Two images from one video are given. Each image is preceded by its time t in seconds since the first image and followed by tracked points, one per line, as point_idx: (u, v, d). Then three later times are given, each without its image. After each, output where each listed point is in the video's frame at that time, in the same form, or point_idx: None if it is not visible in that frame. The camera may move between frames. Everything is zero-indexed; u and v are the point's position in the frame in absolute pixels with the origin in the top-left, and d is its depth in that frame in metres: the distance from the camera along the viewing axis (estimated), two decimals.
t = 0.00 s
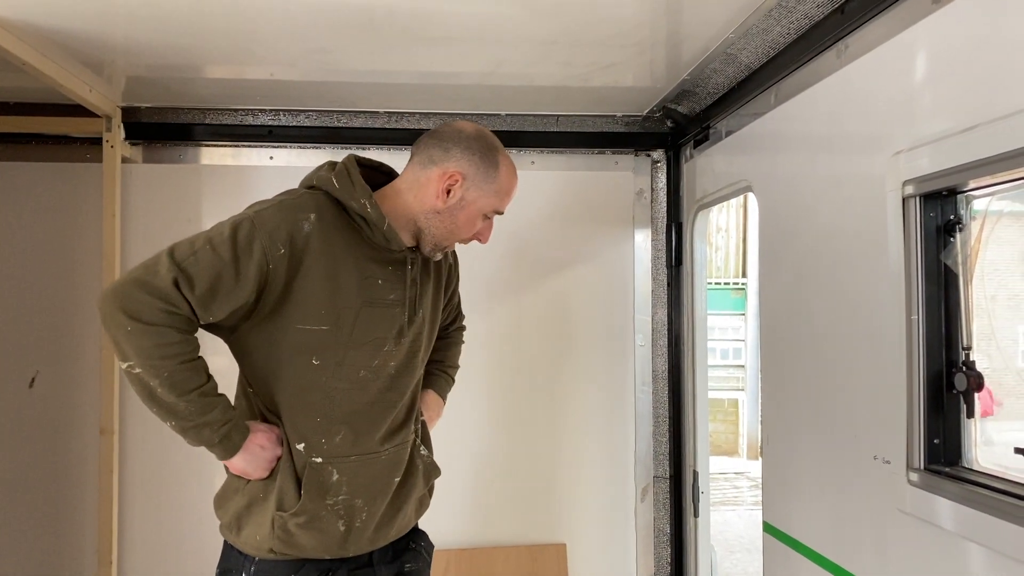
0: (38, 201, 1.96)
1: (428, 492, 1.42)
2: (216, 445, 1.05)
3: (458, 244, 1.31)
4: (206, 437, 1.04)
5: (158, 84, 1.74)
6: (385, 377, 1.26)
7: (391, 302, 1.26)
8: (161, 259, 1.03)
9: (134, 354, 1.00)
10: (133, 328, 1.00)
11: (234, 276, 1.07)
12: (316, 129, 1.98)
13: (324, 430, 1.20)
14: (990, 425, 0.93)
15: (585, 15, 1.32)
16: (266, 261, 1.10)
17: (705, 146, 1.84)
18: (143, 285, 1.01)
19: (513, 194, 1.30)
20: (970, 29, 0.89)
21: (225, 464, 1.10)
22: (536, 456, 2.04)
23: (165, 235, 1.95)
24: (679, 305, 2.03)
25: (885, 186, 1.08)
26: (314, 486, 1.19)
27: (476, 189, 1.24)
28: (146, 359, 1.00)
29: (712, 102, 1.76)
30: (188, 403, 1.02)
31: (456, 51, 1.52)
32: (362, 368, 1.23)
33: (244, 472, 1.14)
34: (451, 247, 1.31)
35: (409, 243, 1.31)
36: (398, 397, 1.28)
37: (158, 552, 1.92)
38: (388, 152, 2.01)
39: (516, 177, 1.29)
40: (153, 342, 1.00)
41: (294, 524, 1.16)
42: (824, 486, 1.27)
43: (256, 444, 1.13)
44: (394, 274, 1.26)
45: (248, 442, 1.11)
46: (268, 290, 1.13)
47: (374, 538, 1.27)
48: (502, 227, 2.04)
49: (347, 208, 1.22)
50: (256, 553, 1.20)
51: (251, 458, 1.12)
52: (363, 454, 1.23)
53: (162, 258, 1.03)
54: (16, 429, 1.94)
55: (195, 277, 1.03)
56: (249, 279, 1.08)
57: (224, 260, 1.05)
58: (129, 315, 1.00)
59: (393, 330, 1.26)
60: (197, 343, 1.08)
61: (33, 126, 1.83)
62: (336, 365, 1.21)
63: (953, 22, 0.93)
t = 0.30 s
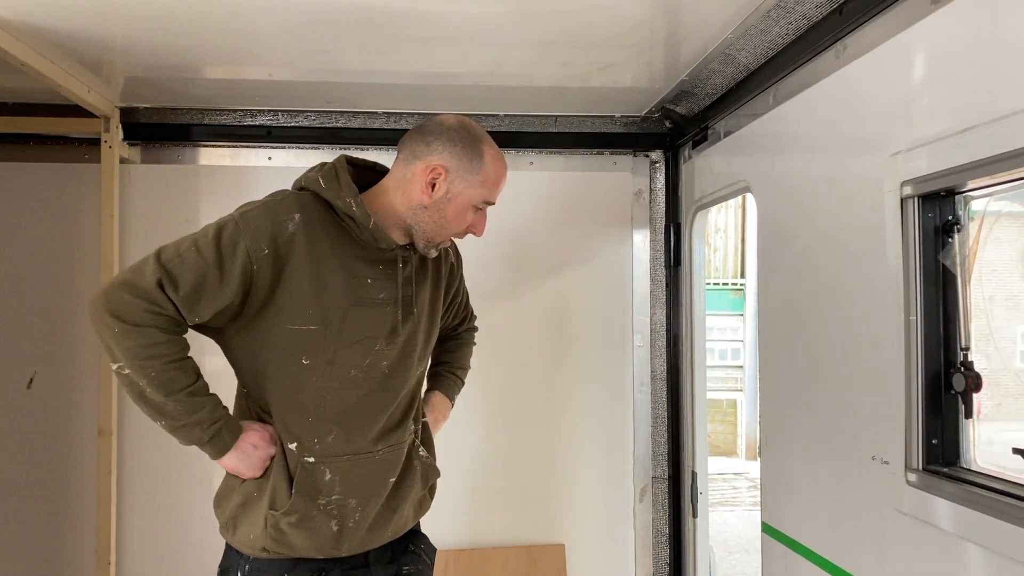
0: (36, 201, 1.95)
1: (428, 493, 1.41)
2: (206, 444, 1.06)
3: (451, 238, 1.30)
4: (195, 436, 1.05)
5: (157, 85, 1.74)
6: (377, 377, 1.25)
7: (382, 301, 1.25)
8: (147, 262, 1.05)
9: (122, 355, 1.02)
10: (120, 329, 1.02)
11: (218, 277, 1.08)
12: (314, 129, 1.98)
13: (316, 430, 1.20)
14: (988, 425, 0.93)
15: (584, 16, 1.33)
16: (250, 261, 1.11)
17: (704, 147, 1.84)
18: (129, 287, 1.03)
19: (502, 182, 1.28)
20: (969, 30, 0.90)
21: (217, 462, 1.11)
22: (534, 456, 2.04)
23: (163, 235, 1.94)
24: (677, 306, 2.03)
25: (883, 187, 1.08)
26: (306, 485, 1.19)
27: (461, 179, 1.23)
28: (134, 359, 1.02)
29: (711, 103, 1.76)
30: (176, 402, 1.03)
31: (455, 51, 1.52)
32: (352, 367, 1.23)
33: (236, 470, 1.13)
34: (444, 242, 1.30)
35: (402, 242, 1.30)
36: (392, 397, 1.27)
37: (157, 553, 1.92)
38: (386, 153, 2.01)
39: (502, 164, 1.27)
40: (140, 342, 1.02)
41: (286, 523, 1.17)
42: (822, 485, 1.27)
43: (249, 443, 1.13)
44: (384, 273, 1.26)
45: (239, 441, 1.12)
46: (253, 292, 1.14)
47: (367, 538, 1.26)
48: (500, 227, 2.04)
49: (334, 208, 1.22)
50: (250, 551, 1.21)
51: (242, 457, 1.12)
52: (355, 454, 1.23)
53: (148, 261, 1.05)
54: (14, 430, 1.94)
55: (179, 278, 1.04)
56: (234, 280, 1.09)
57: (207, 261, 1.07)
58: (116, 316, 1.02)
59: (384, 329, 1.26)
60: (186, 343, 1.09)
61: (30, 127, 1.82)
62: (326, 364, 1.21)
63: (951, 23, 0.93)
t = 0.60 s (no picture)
0: (35, 201, 1.95)
1: (428, 494, 1.41)
2: (198, 441, 1.08)
3: (436, 223, 1.26)
4: (186, 434, 1.06)
5: (155, 85, 1.74)
6: (370, 375, 1.25)
7: (374, 299, 1.25)
8: (138, 263, 1.08)
9: (114, 354, 1.04)
10: (111, 329, 1.04)
11: (206, 276, 1.10)
12: (313, 129, 1.97)
13: (311, 429, 1.20)
14: (985, 425, 0.93)
15: (583, 16, 1.33)
16: (238, 261, 1.12)
17: (702, 147, 1.84)
18: (120, 288, 1.05)
19: (480, 155, 1.23)
20: (966, 31, 0.90)
21: (211, 460, 1.12)
22: (533, 456, 2.04)
23: (162, 235, 1.94)
24: (676, 306, 2.04)
25: (881, 187, 1.08)
26: (300, 484, 1.19)
27: (430, 153, 1.21)
28: (125, 358, 1.04)
29: (709, 103, 1.76)
30: (167, 401, 1.05)
31: (454, 51, 1.52)
32: (345, 365, 1.23)
33: (231, 469, 1.15)
34: (431, 228, 1.27)
35: (392, 234, 1.30)
36: (387, 396, 1.27)
37: (156, 553, 1.92)
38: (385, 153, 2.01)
39: (475, 135, 1.23)
40: (131, 342, 1.04)
41: (280, 521, 1.17)
42: (820, 485, 1.27)
43: (242, 442, 1.15)
44: (376, 271, 1.26)
45: (233, 439, 1.13)
46: (243, 292, 1.15)
47: (361, 538, 1.25)
48: (499, 227, 2.04)
49: (323, 208, 1.23)
50: (246, 549, 1.21)
51: (236, 455, 1.14)
52: (350, 452, 1.23)
53: (139, 263, 1.08)
54: (13, 430, 1.93)
55: (167, 278, 1.06)
56: (222, 279, 1.10)
57: (196, 262, 1.08)
58: (106, 316, 1.04)
59: (377, 327, 1.25)
60: (178, 342, 1.11)
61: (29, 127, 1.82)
62: (318, 363, 1.21)
63: (949, 23, 0.93)
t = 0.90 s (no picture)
0: (34, 201, 1.95)
1: (431, 496, 1.40)
2: (196, 439, 1.08)
3: (390, 193, 1.24)
4: (184, 432, 1.07)
5: (154, 85, 1.74)
6: (367, 374, 1.25)
7: (369, 297, 1.25)
8: (136, 263, 1.08)
9: (112, 353, 1.05)
10: (110, 328, 1.04)
11: (202, 275, 1.10)
12: (313, 130, 1.98)
13: (308, 428, 1.20)
14: (984, 426, 0.93)
15: (581, 16, 1.33)
16: (232, 260, 1.12)
17: (702, 147, 1.84)
18: (118, 287, 1.06)
19: (418, 114, 1.24)
20: (965, 31, 0.90)
21: (209, 458, 1.13)
22: (533, 456, 2.04)
23: (161, 235, 1.94)
24: (675, 306, 2.04)
25: (880, 187, 1.08)
26: (297, 483, 1.19)
27: (376, 128, 1.28)
28: (123, 357, 1.04)
29: (709, 103, 1.76)
30: (165, 399, 1.06)
31: (453, 52, 1.52)
32: (341, 364, 1.23)
33: (230, 468, 1.15)
34: (388, 201, 1.25)
35: (372, 224, 1.30)
36: (385, 395, 1.27)
37: (155, 553, 1.92)
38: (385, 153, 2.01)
39: (414, 97, 1.26)
40: (129, 341, 1.04)
41: (276, 520, 1.17)
42: (819, 484, 1.27)
43: (241, 441, 1.15)
44: (372, 269, 1.25)
45: (231, 438, 1.14)
46: (238, 290, 1.15)
47: (360, 537, 1.25)
48: (498, 227, 2.04)
49: (320, 208, 1.24)
50: (244, 548, 1.21)
51: (235, 454, 1.14)
52: (348, 451, 1.23)
53: (137, 262, 1.08)
54: (13, 430, 1.93)
55: (163, 277, 1.07)
56: (217, 278, 1.11)
57: (191, 260, 1.09)
58: (104, 316, 1.04)
59: (373, 326, 1.25)
60: (176, 341, 1.11)
61: (28, 128, 1.82)
62: (315, 362, 1.21)
63: (947, 24, 0.93)
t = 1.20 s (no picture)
0: (35, 202, 1.95)
1: (434, 498, 1.39)
2: (194, 442, 1.08)
3: (373, 188, 1.24)
4: (182, 435, 1.07)
5: (154, 86, 1.74)
6: (365, 373, 1.25)
7: (365, 296, 1.25)
8: (130, 271, 1.10)
9: (109, 359, 1.06)
10: (105, 334, 1.06)
11: (195, 279, 1.11)
12: (313, 131, 1.98)
13: (307, 428, 1.21)
14: (983, 427, 0.93)
15: (581, 17, 1.33)
16: (223, 264, 1.13)
17: (702, 148, 1.84)
18: (113, 294, 1.08)
19: (392, 107, 1.25)
20: (966, 31, 0.89)
21: (209, 461, 1.13)
22: (533, 456, 2.04)
23: (162, 236, 1.94)
24: (675, 307, 2.04)
25: (880, 188, 1.08)
26: (296, 483, 1.19)
27: (356, 127, 1.29)
28: (119, 362, 1.05)
29: (709, 103, 1.76)
30: (161, 402, 1.06)
31: (453, 53, 1.52)
32: (338, 363, 1.23)
33: (230, 470, 1.15)
34: (372, 197, 1.25)
35: (363, 223, 1.30)
36: (384, 394, 1.26)
37: (156, 553, 1.92)
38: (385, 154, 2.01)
39: (389, 91, 1.27)
40: (124, 345, 1.06)
41: (275, 521, 1.18)
42: (819, 485, 1.28)
43: (240, 443, 1.15)
44: (367, 268, 1.26)
45: (230, 440, 1.14)
46: (231, 293, 1.15)
47: (361, 538, 1.25)
48: (497, 228, 2.04)
49: (311, 209, 1.25)
50: (245, 550, 1.21)
51: (234, 456, 1.14)
52: (347, 451, 1.23)
53: (131, 271, 1.10)
54: (13, 431, 1.94)
55: (156, 282, 1.09)
56: (209, 281, 1.12)
57: (183, 265, 1.10)
58: (100, 322, 1.06)
59: (368, 325, 1.25)
60: (172, 345, 1.12)
61: (28, 128, 1.82)
62: (311, 362, 1.21)
63: (947, 25, 0.93)
